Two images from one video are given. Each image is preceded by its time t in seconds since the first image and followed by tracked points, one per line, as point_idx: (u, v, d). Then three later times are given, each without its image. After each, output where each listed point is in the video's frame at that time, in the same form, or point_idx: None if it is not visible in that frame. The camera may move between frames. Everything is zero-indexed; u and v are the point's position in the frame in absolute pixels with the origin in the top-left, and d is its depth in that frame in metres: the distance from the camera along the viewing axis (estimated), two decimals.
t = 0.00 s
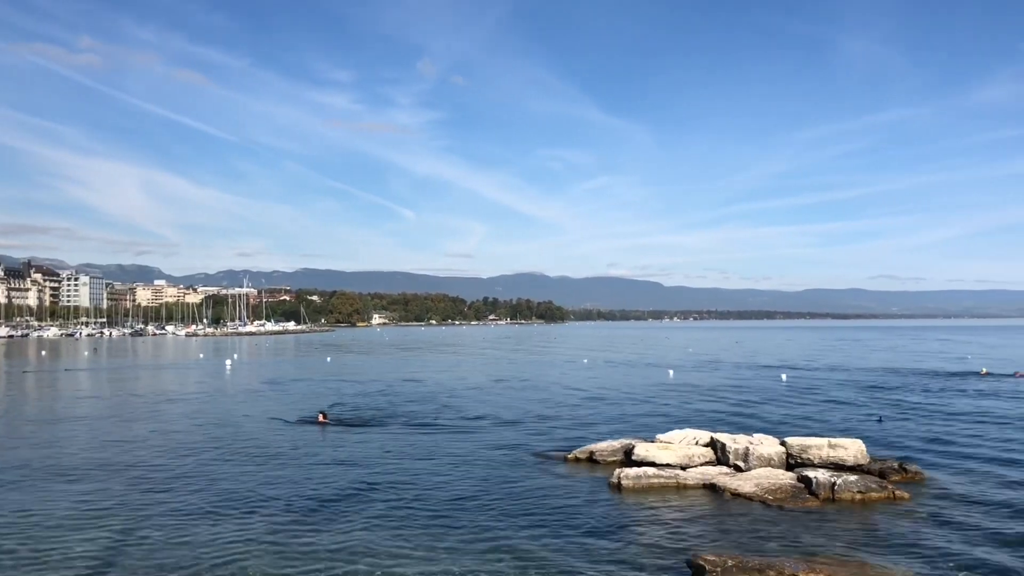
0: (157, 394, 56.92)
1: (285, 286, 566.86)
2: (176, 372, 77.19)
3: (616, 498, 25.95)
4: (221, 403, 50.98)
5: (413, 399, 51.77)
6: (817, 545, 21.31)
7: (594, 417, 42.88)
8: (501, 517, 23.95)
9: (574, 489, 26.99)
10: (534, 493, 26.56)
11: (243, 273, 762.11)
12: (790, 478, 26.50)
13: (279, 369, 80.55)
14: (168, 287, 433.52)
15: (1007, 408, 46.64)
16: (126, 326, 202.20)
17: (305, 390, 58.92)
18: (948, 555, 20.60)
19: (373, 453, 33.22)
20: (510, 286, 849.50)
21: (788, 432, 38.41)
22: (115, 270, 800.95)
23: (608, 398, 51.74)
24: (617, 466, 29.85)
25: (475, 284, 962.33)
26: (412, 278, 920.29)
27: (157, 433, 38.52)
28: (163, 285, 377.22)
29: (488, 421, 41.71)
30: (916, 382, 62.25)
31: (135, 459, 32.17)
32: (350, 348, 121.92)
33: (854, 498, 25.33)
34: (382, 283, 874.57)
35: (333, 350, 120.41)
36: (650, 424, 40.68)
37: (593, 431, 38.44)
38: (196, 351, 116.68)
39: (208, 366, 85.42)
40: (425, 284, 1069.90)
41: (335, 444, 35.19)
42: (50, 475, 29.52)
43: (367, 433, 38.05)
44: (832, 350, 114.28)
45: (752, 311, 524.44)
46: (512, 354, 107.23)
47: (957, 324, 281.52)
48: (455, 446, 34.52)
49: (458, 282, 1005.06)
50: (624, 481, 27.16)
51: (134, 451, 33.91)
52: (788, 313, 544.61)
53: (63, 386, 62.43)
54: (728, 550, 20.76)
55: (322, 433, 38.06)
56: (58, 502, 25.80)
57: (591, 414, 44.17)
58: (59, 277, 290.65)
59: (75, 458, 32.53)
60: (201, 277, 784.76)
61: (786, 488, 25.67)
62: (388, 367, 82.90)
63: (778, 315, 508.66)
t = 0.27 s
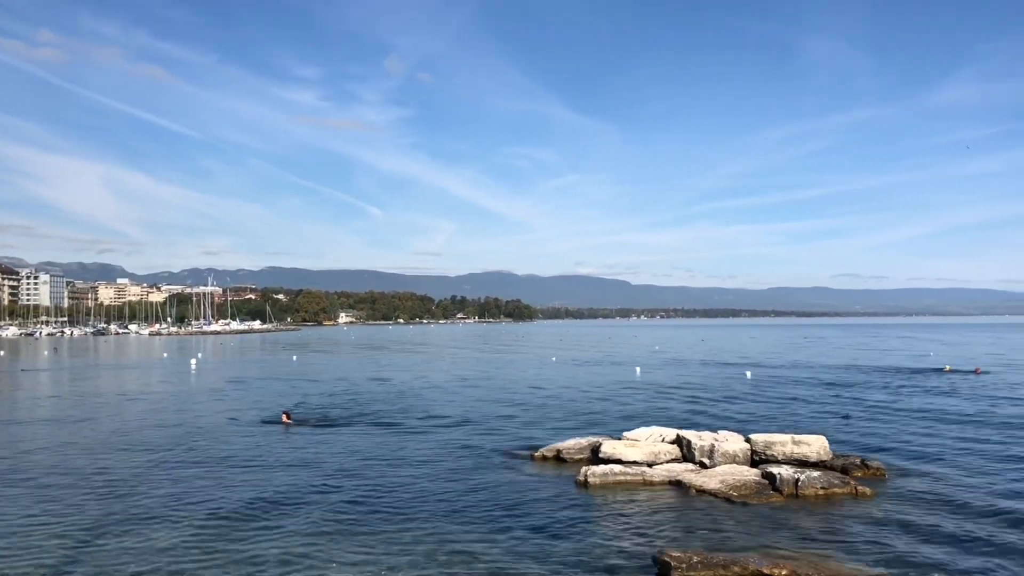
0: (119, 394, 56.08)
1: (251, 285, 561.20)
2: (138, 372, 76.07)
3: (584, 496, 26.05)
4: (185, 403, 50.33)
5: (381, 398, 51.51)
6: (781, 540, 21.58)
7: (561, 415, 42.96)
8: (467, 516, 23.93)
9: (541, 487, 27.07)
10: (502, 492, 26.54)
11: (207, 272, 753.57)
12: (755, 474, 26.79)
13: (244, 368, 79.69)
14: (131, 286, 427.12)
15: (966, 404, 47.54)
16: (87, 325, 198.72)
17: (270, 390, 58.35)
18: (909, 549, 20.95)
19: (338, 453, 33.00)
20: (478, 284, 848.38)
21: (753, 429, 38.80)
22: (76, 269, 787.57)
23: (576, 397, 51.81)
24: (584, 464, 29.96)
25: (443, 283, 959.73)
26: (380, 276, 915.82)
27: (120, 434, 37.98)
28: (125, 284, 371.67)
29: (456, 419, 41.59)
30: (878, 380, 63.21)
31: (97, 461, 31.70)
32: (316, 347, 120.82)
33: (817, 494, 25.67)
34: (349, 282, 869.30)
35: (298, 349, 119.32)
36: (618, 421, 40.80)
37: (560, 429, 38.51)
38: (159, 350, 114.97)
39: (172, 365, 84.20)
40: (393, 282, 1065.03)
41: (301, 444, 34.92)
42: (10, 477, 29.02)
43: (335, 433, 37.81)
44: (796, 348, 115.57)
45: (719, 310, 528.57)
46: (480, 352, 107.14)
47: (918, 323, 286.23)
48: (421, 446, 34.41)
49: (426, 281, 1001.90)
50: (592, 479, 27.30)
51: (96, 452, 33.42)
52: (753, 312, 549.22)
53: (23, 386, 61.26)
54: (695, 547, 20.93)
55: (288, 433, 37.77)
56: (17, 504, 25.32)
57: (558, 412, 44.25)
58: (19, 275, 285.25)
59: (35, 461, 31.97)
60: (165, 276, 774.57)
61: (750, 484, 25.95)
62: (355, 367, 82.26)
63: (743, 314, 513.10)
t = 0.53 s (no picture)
0: (85, 395, 55.31)
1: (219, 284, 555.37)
2: (103, 372, 75.03)
3: (554, 495, 26.12)
4: (152, 404, 49.77)
5: (351, 398, 51.26)
6: (748, 538, 21.79)
7: (533, 415, 43.03)
8: (438, 515, 23.91)
9: (512, 487, 27.11)
10: (473, 491, 26.55)
11: (175, 272, 744.91)
12: (724, 473, 27.03)
13: (212, 368, 78.93)
14: (96, 284, 421.52)
15: (931, 403, 48.25)
16: (51, 325, 195.82)
17: (239, 390, 57.86)
18: (874, 546, 21.26)
19: (308, 453, 32.82)
20: (449, 283, 846.93)
21: (721, 428, 39.12)
22: (40, 268, 774.90)
23: (547, 396, 51.91)
24: (554, 463, 30.04)
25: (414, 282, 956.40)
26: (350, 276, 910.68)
27: (85, 435, 37.48)
28: (91, 283, 366.25)
29: (426, 419, 41.50)
30: (844, 378, 63.98)
31: (62, 462, 31.27)
32: (286, 348, 119.88)
33: (784, 492, 25.94)
34: (319, 281, 863.65)
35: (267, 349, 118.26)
36: (589, 421, 40.95)
37: (531, 429, 38.57)
38: (124, 350, 113.39)
39: (138, 365, 83.10)
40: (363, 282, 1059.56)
41: (269, 445, 34.68)
42: None
43: (305, 434, 37.59)
44: (765, 347, 116.67)
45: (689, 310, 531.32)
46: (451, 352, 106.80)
47: (884, 323, 290.29)
48: (391, 446, 34.32)
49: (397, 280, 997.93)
50: (562, 478, 27.38)
51: (61, 454, 32.97)
52: (723, 311, 552.75)
53: None
54: (664, 545, 21.07)
55: (257, 434, 37.48)
56: None
57: (529, 411, 44.31)
58: None
59: None
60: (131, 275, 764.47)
61: (719, 482, 26.16)
62: (326, 366, 81.79)
63: (713, 313, 516.25)
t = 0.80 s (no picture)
0: (52, 396, 54.57)
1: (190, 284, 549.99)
2: (71, 373, 74.03)
3: (527, 496, 26.14)
4: (122, 405, 49.22)
5: (324, 400, 50.98)
6: (719, 537, 21.96)
7: (506, 415, 43.03)
8: (410, 517, 23.85)
9: (485, 487, 27.09)
10: (446, 493, 26.50)
11: (144, 271, 736.46)
12: (696, 472, 27.19)
13: (183, 370, 78.18)
14: (64, 284, 416.13)
15: (900, 402, 48.88)
16: (18, 326, 193.06)
17: (210, 391, 57.35)
18: (842, 544, 21.52)
19: (280, 455, 32.58)
20: (423, 284, 845.05)
21: (693, 428, 39.34)
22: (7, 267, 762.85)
23: (520, 396, 51.92)
24: (527, 464, 30.06)
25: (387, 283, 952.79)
26: (323, 276, 905.36)
27: (53, 438, 36.98)
28: (59, 283, 361.25)
29: (399, 421, 41.36)
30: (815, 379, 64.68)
31: (29, 465, 30.85)
32: (258, 349, 119.03)
33: (755, 492, 26.13)
34: (292, 281, 857.94)
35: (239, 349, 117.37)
36: (562, 421, 41.00)
37: (504, 430, 38.55)
38: (92, 351, 111.97)
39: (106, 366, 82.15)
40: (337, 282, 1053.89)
41: (240, 447, 34.38)
42: None
43: (276, 435, 37.34)
44: (736, 347, 117.71)
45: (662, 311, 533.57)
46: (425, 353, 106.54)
47: (854, 324, 293.80)
48: (364, 447, 34.17)
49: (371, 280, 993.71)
50: (535, 479, 27.41)
51: (28, 457, 32.50)
52: (695, 312, 555.66)
53: None
54: (636, 545, 21.13)
55: (228, 436, 37.17)
56: None
57: (503, 412, 44.30)
58: None
59: None
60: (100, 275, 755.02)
61: (691, 482, 26.31)
62: (298, 367, 81.32)
63: (686, 314, 518.85)
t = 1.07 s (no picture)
0: (17, 398, 53.73)
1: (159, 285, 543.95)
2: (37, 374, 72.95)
3: (499, 497, 26.13)
4: (89, 407, 48.58)
5: (295, 401, 50.62)
6: (689, 537, 22.10)
7: (479, 417, 42.99)
8: (382, 519, 23.75)
9: (457, 489, 27.04)
10: (417, 495, 26.42)
11: (112, 272, 727.22)
12: (666, 473, 27.33)
13: (151, 371, 77.34)
14: (29, 284, 409.76)
15: (869, 403, 49.44)
16: None
17: (179, 393, 56.80)
18: (811, 544, 21.72)
19: (249, 458, 32.30)
20: (395, 285, 842.52)
21: (663, 429, 39.54)
22: None
23: (492, 398, 51.88)
24: (499, 465, 30.05)
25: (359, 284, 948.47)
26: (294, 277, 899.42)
27: (18, 440, 36.42)
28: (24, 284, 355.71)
29: (371, 422, 41.16)
30: (785, 379, 65.24)
31: None
32: (228, 349, 118.15)
33: (725, 492, 26.32)
34: (263, 282, 851.27)
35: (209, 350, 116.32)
36: (534, 423, 41.03)
37: (476, 431, 38.52)
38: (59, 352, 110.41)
39: (73, 367, 81.05)
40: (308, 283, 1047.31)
41: (209, 449, 34.06)
42: None
43: (246, 437, 37.04)
44: (707, 348, 118.48)
45: (633, 312, 535.95)
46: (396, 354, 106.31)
47: (823, 325, 296.91)
48: (334, 449, 33.97)
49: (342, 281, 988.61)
50: (506, 480, 27.41)
51: None
52: (667, 313, 558.60)
53: None
54: (608, 546, 21.20)
55: (197, 438, 36.80)
56: None
57: (475, 414, 44.25)
58: None
59: None
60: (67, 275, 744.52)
61: (661, 483, 26.45)
62: (269, 368, 80.77)
63: (657, 315, 521.51)
